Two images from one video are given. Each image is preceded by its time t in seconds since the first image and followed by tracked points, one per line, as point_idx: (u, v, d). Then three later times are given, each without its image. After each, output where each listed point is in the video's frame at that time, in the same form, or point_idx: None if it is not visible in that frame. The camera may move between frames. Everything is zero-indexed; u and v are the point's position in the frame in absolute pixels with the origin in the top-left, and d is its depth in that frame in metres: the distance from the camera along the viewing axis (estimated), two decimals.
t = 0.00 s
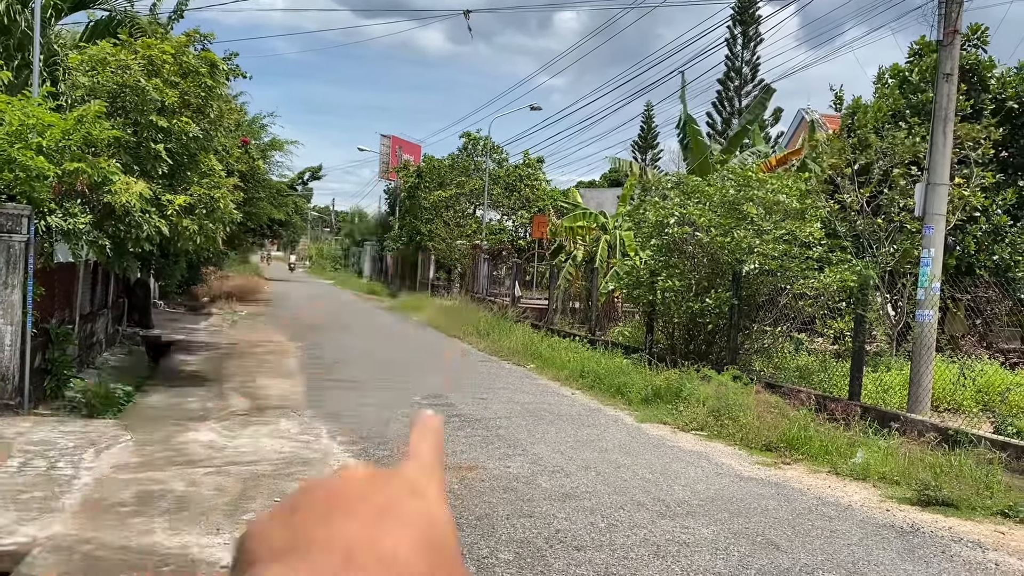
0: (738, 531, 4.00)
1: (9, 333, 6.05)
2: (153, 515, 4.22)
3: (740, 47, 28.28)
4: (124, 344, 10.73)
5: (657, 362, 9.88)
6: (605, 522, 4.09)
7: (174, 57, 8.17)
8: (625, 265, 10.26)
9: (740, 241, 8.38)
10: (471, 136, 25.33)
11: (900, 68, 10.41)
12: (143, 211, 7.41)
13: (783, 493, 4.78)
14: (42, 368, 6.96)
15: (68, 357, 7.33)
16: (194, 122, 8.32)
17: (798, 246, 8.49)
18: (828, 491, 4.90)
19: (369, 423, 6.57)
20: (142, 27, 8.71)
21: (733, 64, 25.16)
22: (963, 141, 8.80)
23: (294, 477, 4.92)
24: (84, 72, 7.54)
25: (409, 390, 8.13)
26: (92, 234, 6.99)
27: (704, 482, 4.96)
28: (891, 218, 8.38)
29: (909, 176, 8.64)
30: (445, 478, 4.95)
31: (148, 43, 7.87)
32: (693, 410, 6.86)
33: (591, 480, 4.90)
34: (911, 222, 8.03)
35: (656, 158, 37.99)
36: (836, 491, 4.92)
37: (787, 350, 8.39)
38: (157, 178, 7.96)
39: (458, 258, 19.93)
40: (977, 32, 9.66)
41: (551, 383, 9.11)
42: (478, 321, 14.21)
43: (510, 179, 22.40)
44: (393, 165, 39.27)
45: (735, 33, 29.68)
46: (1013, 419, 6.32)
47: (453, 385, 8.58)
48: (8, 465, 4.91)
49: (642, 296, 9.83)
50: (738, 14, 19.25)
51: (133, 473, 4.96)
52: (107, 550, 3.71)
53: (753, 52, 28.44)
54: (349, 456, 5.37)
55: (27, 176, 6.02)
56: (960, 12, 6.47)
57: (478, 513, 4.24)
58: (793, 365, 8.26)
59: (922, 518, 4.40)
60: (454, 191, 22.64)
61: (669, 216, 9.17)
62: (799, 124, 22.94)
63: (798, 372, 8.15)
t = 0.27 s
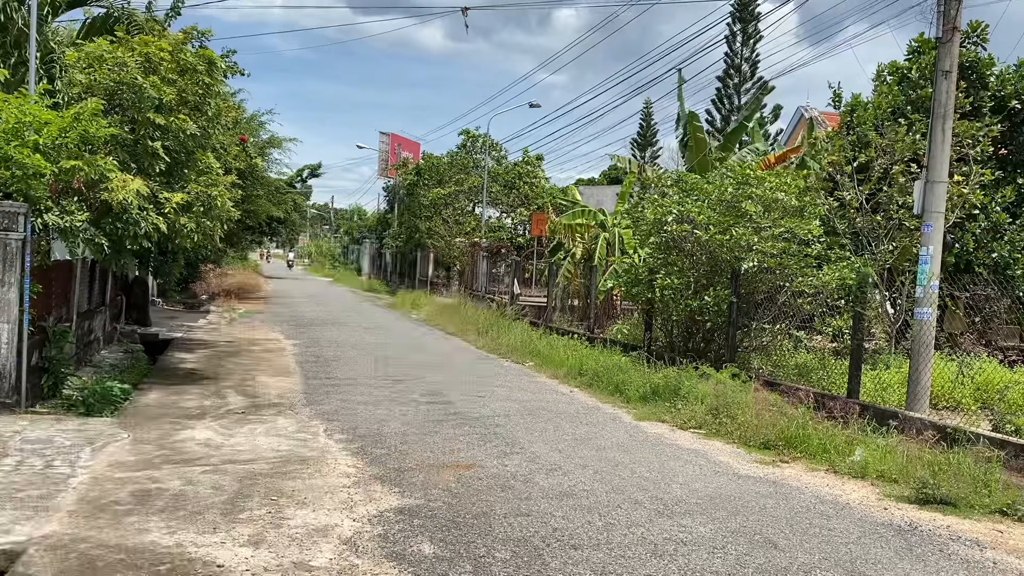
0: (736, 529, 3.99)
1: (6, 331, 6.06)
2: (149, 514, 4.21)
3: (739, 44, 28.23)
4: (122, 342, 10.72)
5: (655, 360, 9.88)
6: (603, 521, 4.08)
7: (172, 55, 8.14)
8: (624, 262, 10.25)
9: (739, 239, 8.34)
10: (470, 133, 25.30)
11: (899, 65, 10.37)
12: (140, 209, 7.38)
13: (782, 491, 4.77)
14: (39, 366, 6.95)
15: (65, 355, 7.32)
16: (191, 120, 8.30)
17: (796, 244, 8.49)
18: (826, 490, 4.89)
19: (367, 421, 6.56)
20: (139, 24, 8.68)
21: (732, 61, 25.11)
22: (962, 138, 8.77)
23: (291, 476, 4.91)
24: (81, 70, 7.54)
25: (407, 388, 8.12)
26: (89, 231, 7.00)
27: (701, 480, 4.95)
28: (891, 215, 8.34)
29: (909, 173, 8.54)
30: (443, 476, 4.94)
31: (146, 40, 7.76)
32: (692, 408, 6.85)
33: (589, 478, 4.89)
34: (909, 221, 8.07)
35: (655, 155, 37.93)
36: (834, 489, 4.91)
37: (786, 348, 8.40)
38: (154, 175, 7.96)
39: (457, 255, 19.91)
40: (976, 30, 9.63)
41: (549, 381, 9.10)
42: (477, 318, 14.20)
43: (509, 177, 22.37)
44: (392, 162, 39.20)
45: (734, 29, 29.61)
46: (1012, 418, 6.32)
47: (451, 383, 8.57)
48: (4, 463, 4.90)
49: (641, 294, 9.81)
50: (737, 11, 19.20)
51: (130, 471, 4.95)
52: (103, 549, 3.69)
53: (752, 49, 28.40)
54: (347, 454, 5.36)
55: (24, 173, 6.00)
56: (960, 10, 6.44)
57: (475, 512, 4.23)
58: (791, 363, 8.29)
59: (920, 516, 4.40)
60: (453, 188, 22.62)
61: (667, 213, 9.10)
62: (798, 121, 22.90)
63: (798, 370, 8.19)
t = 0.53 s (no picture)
0: (736, 527, 3.96)
1: (3, 328, 6.01)
2: (146, 512, 4.18)
3: (740, 40, 28.17)
4: (121, 339, 10.69)
5: (656, 357, 9.87)
6: (602, 519, 4.06)
7: (170, 51, 8.10)
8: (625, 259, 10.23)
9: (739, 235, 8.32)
10: (470, 129, 25.26)
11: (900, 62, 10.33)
12: (138, 205, 7.35)
13: (783, 489, 4.76)
14: (37, 363, 6.94)
15: (64, 352, 7.30)
16: (190, 116, 8.28)
17: (797, 241, 8.46)
18: (827, 487, 4.87)
19: (366, 419, 6.54)
20: (137, 19, 8.63)
21: (733, 57, 25.03)
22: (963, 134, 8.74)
23: (290, 473, 4.89)
24: (79, 66, 7.49)
25: (407, 385, 8.10)
26: (87, 227, 6.99)
27: (701, 477, 4.93)
28: (891, 212, 8.33)
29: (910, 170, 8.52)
30: (442, 474, 4.92)
31: (144, 36, 7.69)
32: (692, 405, 6.83)
33: (588, 476, 4.87)
34: (910, 217, 8.05)
35: (656, 150, 37.84)
36: (834, 486, 4.89)
37: (786, 345, 8.40)
38: (153, 172, 7.95)
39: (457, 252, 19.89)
40: (977, 25, 9.59)
41: (549, 378, 9.08)
42: (477, 315, 14.19)
43: (509, 173, 22.34)
44: (393, 159, 39.12)
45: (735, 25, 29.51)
46: (1013, 415, 6.30)
47: (451, 380, 8.55)
48: (1, 461, 4.88)
49: (641, 291, 9.79)
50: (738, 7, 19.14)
51: (127, 469, 4.93)
52: (99, 548, 3.67)
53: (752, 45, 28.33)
54: (346, 452, 5.34)
55: (22, 170, 5.98)
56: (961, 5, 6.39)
57: (474, 510, 4.21)
58: (791, 359, 8.29)
59: (921, 514, 4.38)
60: (453, 185, 22.60)
61: (667, 210, 9.09)
62: (798, 117, 22.85)
63: (798, 367, 8.19)
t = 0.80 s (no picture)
0: (731, 521, 3.97)
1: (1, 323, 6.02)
2: (143, 506, 4.20)
3: (740, 35, 28.10)
4: (120, 334, 10.69)
5: (654, 352, 9.88)
6: (597, 513, 4.07)
7: (168, 46, 8.08)
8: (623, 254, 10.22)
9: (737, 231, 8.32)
10: (469, 124, 25.24)
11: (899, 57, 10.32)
12: (136, 200, 7.34)
13: (778, 484, 4.76)
14: (36, 358, 6.96)
15: (62, 347, 7.33)
16: (188, 111, 8.26)
17: (795, 236, 8.45)
18: (823, 482, 4.87)
19: (363, 413, 6.55)
20: (134, 14, 8.61)
21: (733, 52, 24.98)
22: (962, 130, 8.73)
23: (286, 468, 4.90)
24: (76, 61, 7.47)
25: (404, 380, 8.12)
26: (85, 223, 6.99)
27: (697, 472, 4.94)
28: (889, 208, 8.34)
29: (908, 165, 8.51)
30: (438, 468, 4.93)
31: (141, 31, 7.68)
32: (689, 400, 6.83)
33: (584, 470, 4.88)
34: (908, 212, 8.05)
35: (656, 145, 37.77)
36: (830, 481, 4.90)
37: (784, 340, 8.42)
38: (151, 167, 7.93)
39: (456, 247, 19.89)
40: (976, 20, 9.57)
41: (547, 373, 9.09)
42: (476, 310, 14.21)
43: (509, 169, 22.33)
44: (393, 153, 39.11)
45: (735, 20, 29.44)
46: (1010, 410, 6.31)
47: (449, 375, 8.57)
48: None
49: (639, 286, 9.79)
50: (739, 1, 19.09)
51: (124, 463, 4.94)
52: (95, 542, 3.68)
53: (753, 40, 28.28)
54: (342, 446, 5.35)
55: (19, 165, 5.97)
56: None
57: (470, 505, 4.22)
58: (789, 354, 8.32)
59: (916, 508, 4.39)
60: (453, 180, 22.59)
61: (666, 205, 9.09)
62: (799, 112, 22.82)
63: (795, 362, 8.21)
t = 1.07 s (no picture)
0: (716, 510, 4.00)
1: None
2: (134, 495, 4.24)
3: (739, 28, 28.04)
4: (117, 326, 10.73)
5: (649, 345, 9.93)
6: (583, 502, 4.11)
7: (163, 39, 8.08)
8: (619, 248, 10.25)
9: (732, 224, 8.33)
10: (468, 117, 25.23)
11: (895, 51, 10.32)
12: (131, 193, 7.35)
13: (766, 474, 4.80)
14: (32, 350, 7.02)
15: (59, 339, 7.43)
16: (184, 104, 8.27)
17: (789, 229, 8.46)
18: (811, 472, 4.91)
19: (357, 404, 6.60)
20: (129, 7, 8.61)
21: (733, 45, 24.94)
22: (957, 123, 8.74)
23: (277, 458, 4.94)
24: (72, 54, 7.48)
25: (399, 372, 8.16)
26: (80, 215, 7.01)
27: (686, 462, 4.98)
28: (883, 201, 8.37)
29: (902, 158, 8.52)
30: (429, 458, 4.98)
31: (136, 24, 7.68)
32: (681, 391, 6.87)
33: (573, 460, 4.92)
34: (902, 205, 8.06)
35: (656, 139, 37.72)
36: (818, 471, 4.93)
37: (780, 333, 8.44)
38: (146, 160, 7.95)
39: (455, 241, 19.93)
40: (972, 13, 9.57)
41: (542, 366, 9.13)
42: (473, 303, 14.26)
43: (508, 162, 22.35)
44: (393, 147, 39.10)
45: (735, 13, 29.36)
46: (999, 402, 6.34)
47: (444, 367, 8.61)
48: None
49: (635, 279, 9.82)
50: None
51: (117, 453, 4.98)
52: (86, 529, 3.73)
53: (752, 34, 28.23)
54: (334, 437, 5.39)
55: (14, 158, 5.99)
56: None
57: (458, 493, 4.26)
58: (784, 347, 8.36)
59: (901, 498, 4.42)
60: (452, 173, 22.61)
61: (661, 198, 9.11)
62: (798, 105, 22.79)
63: (789, 354, 8.24)
